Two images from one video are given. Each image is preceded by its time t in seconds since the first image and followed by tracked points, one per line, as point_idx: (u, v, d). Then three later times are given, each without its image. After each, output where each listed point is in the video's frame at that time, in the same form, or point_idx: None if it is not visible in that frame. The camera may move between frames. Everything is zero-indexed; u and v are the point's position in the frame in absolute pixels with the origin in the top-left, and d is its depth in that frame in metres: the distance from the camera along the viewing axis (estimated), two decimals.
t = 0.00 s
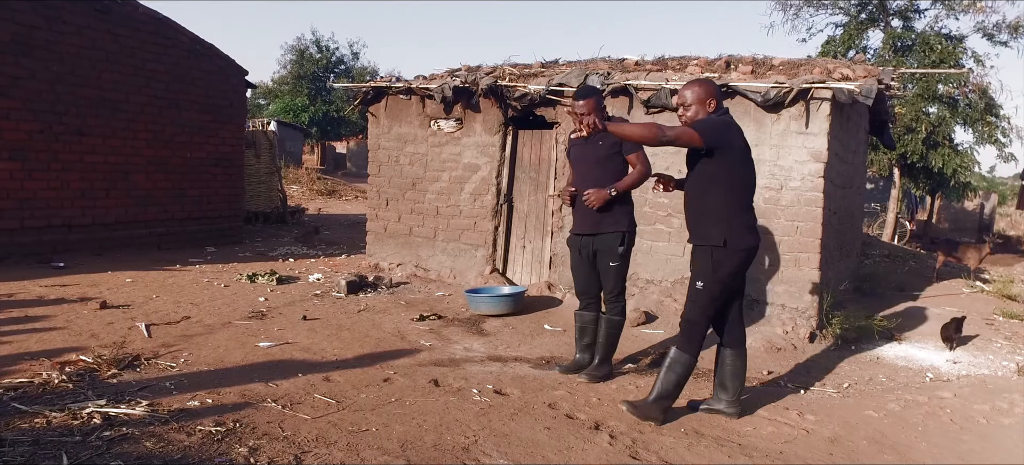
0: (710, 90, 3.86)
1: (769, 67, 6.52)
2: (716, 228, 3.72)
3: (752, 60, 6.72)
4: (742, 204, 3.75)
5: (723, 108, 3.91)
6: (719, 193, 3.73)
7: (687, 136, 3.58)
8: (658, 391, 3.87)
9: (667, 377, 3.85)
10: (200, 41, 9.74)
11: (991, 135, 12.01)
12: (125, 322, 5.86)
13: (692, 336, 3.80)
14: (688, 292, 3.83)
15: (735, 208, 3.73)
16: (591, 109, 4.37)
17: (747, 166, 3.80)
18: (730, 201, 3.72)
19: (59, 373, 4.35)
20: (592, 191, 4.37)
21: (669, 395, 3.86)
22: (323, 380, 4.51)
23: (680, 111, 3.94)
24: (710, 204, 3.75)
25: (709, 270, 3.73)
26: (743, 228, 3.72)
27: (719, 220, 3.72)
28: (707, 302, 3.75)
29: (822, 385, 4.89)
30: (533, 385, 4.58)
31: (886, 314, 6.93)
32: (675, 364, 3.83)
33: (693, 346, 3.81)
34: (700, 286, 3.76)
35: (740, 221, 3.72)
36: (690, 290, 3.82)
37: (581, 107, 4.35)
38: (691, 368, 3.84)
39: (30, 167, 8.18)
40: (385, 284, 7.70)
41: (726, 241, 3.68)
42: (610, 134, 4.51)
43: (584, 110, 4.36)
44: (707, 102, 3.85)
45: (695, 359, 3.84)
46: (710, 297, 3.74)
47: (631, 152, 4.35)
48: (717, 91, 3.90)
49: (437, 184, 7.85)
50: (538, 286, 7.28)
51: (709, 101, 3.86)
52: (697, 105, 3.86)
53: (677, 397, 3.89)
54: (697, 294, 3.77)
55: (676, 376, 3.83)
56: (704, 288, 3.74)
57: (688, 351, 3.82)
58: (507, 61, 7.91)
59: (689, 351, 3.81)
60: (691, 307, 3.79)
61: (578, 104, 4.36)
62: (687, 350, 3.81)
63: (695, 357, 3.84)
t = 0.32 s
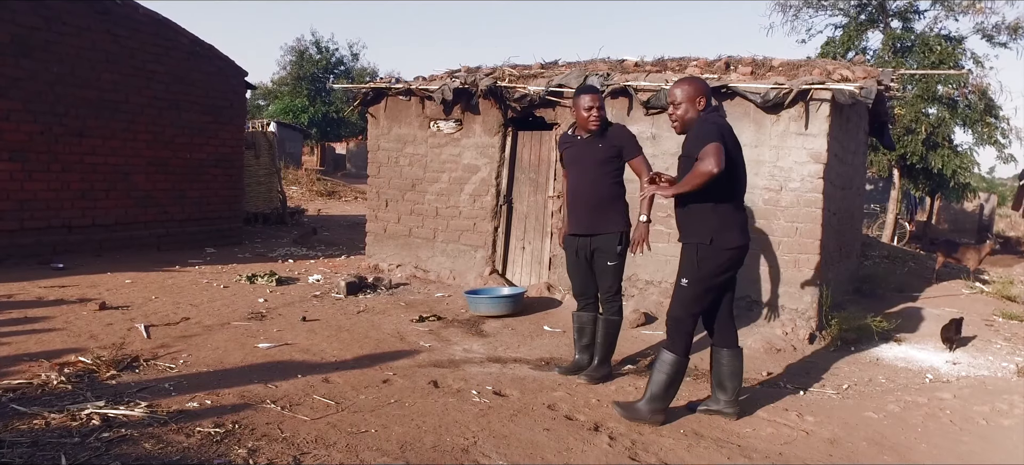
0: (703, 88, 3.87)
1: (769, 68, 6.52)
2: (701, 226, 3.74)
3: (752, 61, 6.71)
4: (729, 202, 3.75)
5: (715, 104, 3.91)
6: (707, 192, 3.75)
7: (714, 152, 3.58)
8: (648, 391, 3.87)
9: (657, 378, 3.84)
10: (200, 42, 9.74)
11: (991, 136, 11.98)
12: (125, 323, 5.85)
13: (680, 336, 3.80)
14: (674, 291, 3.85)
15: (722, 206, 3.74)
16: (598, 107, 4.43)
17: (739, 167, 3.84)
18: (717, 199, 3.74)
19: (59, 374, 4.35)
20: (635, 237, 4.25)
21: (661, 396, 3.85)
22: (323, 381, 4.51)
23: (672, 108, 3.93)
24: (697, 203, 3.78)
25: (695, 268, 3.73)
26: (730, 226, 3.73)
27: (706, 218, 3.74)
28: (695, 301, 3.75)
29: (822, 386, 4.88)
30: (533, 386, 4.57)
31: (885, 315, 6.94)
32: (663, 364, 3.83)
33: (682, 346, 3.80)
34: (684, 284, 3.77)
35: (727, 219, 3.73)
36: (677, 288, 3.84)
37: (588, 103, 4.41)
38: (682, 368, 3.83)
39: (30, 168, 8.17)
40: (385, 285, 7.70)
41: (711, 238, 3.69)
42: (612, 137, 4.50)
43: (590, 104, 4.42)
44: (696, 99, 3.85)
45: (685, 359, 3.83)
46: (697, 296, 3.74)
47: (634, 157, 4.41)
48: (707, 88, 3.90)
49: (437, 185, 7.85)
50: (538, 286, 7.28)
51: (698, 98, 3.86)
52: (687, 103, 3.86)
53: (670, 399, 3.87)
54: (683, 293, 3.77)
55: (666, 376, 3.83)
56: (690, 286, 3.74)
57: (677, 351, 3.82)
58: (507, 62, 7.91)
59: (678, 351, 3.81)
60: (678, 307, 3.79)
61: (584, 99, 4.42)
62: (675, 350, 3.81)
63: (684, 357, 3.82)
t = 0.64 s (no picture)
0: (706, 90, 3.86)
1: (769, 69, 6.52)
2: (705, 228, 3.73)
3: (752, 63, 6.71)
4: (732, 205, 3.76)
5: (716, 106, 3.90)
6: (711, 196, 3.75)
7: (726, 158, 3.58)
8: (650, 393, 3.86)
9: (658, 379, 3.84)
10: (200, 43, 9.74)
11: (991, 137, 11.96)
12: (125, 324, 5.85)
13: (682, 337, 3.80)
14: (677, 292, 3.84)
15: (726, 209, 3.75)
16: (602, 110, 4.43)
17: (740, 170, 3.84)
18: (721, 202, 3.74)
19: (58, 375, 4.35)
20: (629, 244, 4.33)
21: (662, 397, 3.84)
22: (323, 383, 4.51)
23: (673, 109, 3.91)
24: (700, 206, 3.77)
25: (697, 271, 3.73)
26: (732, 228, 3.74)
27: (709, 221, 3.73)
28: (697, 303, 3.75)
29: (822, 388, 4.88)
30: (532, 387, 4.57)
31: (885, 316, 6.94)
32: (665, 365, 3.82)
33: (683, 347, 3.81)
34: (688, 286, 3.76)
35: (730, 222, 3.74)
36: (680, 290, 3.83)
37: (593, 105, 4.41)
38: (683, 370, 3.83)
39: (30, 168, 8.17)
40: (385, 286, 7.69)
41: (715, 241, 3.69)
42: (615, 142, 4.51)
43: (595, 106, 4.42)
44: (697, 102, 3.84)
45: (686, 360, 3.83)
46: (700, 297, 3.74)
47: (633, 164, 4.44)
48: (708, 90, 3.88)
49: (437, 186, 7.85)
50: (538, 288, 7.28)
51: (699, 100, 3.85)
52: (688, 105, 3.85)
53: (671, 401, 3.87)
54: (685, 295, 3.77)
55: (667, 377, 3.82)
56: (692, 288, 3.74)
57: (679, 352, 3.82)
58: (507, 63, 7.91)
59: (679, 352, 3.81)
60: (681, 309, 3.79)
61: (590, 101, 4.42)
62: (677, 351, 3.81)
63: (686, 358, 3.82)
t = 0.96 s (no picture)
0: (705, 89, 3.88)
1: (769, 71, 6.53)
2: (703, 225, 3.73)
3: (752, 64, 6.72)
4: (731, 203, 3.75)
5: (715, 105, 3.91)
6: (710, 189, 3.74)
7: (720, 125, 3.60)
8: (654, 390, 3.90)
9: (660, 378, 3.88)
10: (200, 44, 9.75)
11: (990, 138, 11.96)
12: (125, 326, 5.85)
13: (671, 331, 3.84)
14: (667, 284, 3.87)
15: (727, 209, 3.74)
16: (602, 111, 4.43)
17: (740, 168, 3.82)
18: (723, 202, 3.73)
19: (59, 377, 4.35)
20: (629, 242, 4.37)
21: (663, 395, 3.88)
22: (323, 384, 4.51)
23: (671, 110, 3.93)
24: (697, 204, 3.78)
25: (689, 265, 3.75)
26: (731, 229, 3.73)
27: (707, 219, 3.73)
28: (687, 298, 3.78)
29: (822, 389, 4.88)
30: (533, 389, 4.57)
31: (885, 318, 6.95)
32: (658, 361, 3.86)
33: (674, 341, 3.85)
34: (677, 278, 3.79)
35: (730, 222, 3.73)
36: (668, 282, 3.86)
37: (593, 106, 4.42)
38: (675, 364, 3.86)
39: (30, 170, 8.16)
40: (385, 287, 7.69)
41: (710, 238, 3.69)
42: (615, 143, 4.51)
43: (595, 107, 4.42)
44: (696, 102, 3.85)
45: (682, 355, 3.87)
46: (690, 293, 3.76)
47: (633, 166, 4.46)
48: (706, 92, 3.90)
49: (437, 188, 7.85)
50: (538, 289, 7.28)
51: (698, 101, 3.86)
52: (686, 105, 3.86)
53: (677, 400, 3.90)
54: (675, 290, 3.79)
55: (669, 373, 3.86)
56: (682, 283, 3.76)
57: (667, 345, 3.86)
58: (507, 65, 7.91)
59: (669, 346, 3.85)
60: (668, 302, 3.81)
61: (590, 102, 4.42)
62: (671, 347, 3.84)
63: (679, 353, 3.86)
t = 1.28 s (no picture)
0: (710, 99, 3.84)
1: (769, 72, 6.53)
2: (714, 232, 3.72)
3: (752, 65, 6.72)
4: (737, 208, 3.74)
5: (718, 116, 3.89)
6: (711, 211, 3.74)
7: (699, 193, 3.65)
8: (665, 395, 3.90)
9: (666, 381, 3.87)
10: (200, 45, 9.76)
11: (990, 139, 11.97)
12: (125, 327, 5.85)
13: (677, 338, 3.81)
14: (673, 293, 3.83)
15: (738, 218, 3.75)
16: (598, 113, 4.45)
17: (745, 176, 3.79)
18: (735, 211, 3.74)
19: (59, 378, 4.35)
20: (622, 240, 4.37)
21: (673, 398, 3.88)
22: (324, 386, 4.51)
23: (677, 120, 3.88)
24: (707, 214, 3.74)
25: (698, 273, 3.73)
26: (741, 234, 3.74)
27: (719, 227, 3.72)
28: (696, 305, 3.75)
29: (823, 391, 4.88)
30: (534, 390, 4.57)
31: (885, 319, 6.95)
32: (667, 366, 3.85)
33: (681, 347, 3.83)
34: (686, 287, 3.76)
35: (739, 228, 3.74)
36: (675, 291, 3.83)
37: (590, 107, 4.43)
38: (686, 370, 3.85)
39: (30, 171, 8.17)
40: (385, 288, 7.70)
41: (728, 246, 3.69)
42: (612, 144, 4.50)
43: (591, 109, 4.43)
44: (701, 111, 3.80)
45: (689, 359, 3.86)
46: (698, 300, 3.74)
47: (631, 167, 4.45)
48: (710, 100, 3.86)
49: (437, 189, 7.86)
50: (538, 290, 7.28)
51: (703, 110, 3.82)
52: (692, 115, 3.81)
53: (687, 400, 3.90)
54: (684, 297, 3.76)
55: (676, 376, 3.85)
56: (692, 290, 3.74)
57: (675, 353, 3.84)
58: (508, 66, 7.91)
59: (677, 352, 3.83)
60: (676, 309, 3.78)
61: (586, 104, 4.43)
62: (678, 352, 3.83)
63: (687, 357, 3.85)
